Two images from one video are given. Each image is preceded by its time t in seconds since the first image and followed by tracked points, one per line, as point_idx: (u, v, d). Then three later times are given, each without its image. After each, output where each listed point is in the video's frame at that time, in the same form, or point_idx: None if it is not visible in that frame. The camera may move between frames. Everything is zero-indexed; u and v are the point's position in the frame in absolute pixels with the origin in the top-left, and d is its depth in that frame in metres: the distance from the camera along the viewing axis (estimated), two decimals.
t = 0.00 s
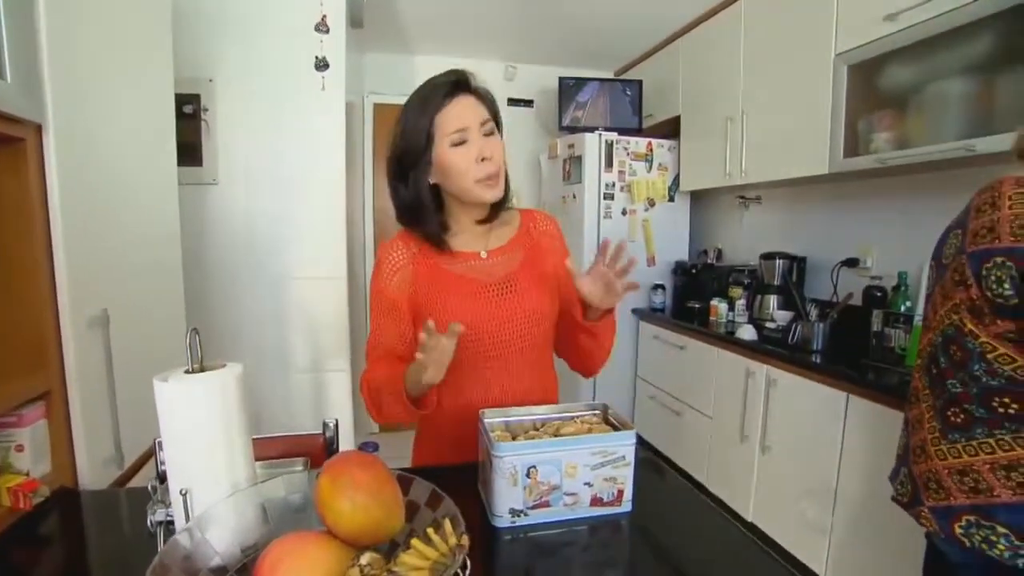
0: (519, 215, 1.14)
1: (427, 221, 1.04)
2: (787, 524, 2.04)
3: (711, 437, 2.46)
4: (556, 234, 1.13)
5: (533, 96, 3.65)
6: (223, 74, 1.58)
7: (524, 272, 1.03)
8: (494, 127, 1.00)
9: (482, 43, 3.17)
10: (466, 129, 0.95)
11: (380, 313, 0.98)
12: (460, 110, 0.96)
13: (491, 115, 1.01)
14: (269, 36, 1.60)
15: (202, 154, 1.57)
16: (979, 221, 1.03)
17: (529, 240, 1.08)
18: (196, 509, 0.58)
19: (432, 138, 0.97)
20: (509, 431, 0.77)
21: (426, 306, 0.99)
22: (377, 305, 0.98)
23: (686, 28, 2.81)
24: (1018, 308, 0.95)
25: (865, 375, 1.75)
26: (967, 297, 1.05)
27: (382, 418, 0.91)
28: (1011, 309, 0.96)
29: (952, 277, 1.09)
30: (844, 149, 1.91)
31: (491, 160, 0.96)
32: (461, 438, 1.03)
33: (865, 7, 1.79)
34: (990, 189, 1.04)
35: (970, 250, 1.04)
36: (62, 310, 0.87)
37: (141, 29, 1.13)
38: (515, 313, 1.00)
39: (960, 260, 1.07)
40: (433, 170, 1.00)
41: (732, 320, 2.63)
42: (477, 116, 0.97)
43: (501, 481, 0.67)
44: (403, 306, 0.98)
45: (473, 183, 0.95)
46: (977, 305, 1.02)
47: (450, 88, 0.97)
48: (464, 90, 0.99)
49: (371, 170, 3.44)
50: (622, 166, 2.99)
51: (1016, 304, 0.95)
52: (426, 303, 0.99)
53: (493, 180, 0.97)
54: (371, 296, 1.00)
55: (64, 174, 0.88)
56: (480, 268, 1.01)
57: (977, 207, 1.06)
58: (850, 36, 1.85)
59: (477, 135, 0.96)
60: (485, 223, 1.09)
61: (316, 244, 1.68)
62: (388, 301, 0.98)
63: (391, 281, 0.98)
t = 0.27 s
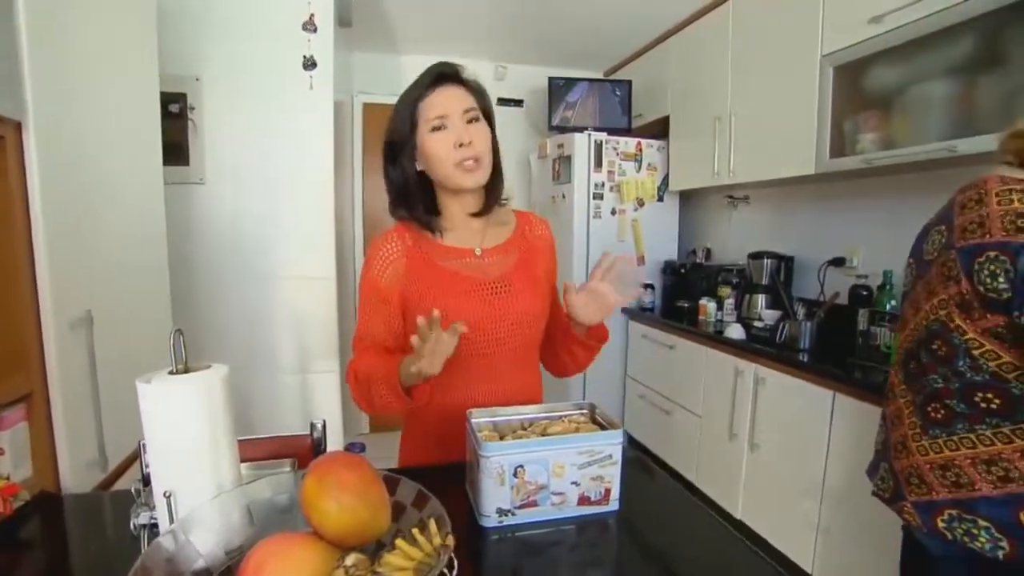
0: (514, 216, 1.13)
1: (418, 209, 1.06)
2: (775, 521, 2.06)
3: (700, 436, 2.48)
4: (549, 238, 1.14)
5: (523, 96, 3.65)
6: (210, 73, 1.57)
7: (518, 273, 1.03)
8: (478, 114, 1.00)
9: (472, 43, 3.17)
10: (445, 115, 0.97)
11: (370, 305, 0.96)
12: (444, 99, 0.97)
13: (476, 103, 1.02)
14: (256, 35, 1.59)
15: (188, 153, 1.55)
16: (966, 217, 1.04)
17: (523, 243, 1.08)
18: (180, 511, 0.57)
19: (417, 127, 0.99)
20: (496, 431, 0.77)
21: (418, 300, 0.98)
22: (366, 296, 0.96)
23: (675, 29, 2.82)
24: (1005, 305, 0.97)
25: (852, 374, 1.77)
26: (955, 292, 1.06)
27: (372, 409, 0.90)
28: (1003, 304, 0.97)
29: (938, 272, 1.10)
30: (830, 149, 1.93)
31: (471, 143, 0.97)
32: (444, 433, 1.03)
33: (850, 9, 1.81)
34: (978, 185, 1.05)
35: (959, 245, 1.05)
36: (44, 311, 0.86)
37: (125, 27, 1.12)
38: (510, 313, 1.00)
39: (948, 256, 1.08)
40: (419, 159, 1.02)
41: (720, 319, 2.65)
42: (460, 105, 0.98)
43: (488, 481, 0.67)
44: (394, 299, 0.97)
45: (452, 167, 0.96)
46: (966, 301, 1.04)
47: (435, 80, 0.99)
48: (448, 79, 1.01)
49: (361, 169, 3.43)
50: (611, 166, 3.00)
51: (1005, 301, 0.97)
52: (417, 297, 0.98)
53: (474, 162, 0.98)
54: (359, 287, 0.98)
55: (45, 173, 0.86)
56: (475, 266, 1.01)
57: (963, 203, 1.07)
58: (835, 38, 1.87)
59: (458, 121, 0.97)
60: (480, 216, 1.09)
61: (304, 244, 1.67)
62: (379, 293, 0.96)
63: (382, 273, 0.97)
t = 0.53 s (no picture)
0: (505, 222, 1.13)
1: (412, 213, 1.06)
2: (760, 517, 2.08)
3: (686, 433, 2.50)
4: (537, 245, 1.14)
5: (511, 96, 3.65)
6: (193, 71, 1.55)
7: (510, 278, 1.03)
8: (474, 125, 1.00)
9: (459, 42, 3.17)
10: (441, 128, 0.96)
11: (365, 302, 0.94)
12: (441, 111, 0.96)
13: (472, 113, 1.01)
14: (241, 32, 1.57)
15: (172, 152, 1.54)
16: (949, 211, 1.06)
17: (514, 250, 1.08)
18: (161, 513, 0.57)
19: (412, 136, 0.98)
20: (481, 431, 0.77)
21: (411, 299, 0.97)
22: (359, 292, 0.93)
23: (662, 29, 2.84)
24: (991, 294, 0.98)
25: (835, 372, 1.79)
26: (938, 285, 1.07)
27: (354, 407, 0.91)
28: (991, 293, 0.98)
29: (921, 265, 1.11)
30: (813, 149, 1.95)
31: (466, 158, 0.97)
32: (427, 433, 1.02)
33: (833, 11, 1.83)
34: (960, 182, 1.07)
35: (943, 237, 1.06)
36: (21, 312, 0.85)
37: (106, 25, 1.10)
38: (503, 317, 1.01)
39: (932, 249, 1.09)
40: (415, 166, 1.01)
41: (706, 318, 2.67)
42: (456, 116, 0.97)
43: (473, 480, 0.67)
44: (389, 297, 0.95)
45: (446, 181, 0.97)
46: (951, 291, 1.04)
47: (433, 88, 0.96)
48: (446, 86, 0.99)
49: (348, 168, 3.42)
50: (598, 165, 3.01)
51: (992, 289, 0.98)
52: (412, 296, 0.97)
53: (468, 177, 0.99)
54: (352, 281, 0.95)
55: (21, 172, 0.85)
56: (470, 269, 1.01)
57: (942, 201, 1.09)
58: (818, 39, 1.89)
59: (454, 135, 0.96)
60: (474, 219, 1.09)
61: (290, 243, 1.66)
62: (375, 290, 0.94)
63: (377, 270, 0.95)
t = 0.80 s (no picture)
0: (498, 223, 1.14)
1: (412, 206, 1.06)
2: (744, 514, 2.10)
3: (672, 432, 2.51)
4: (529, 246, 1.15)
5: (497, 95, 3.65)
6: (175, 69, 1.53)
7: (505, 277, 1.04)
8: (474, 113, 1.02)
9: (445, 41, 3.16)
10: (442, 111, 0.98)
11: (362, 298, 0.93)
12: (443, 98, 0.98)
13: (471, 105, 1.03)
14: (223, 30, 1.55)
15: (153, 151, 1.51)
16: (919, 208, 1.09)
17: (508, 250, 1.08)
18: (139, 516, 0.56)
19: (414, 123, 1.00)
20: (465, 430, 0.77)
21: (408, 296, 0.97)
22: (356, 285, 0.93)
23: (647, 30, 2.86)
24: (962, 285, 1.01)
25: (818, 369, 1.81)
26: (911, 279, 1.09)
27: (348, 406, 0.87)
28: (964, 284, 1.01)
29: (895, 262, 1.12)
30: (796, 150, 1.97)
31: (468, 140, 0.98)
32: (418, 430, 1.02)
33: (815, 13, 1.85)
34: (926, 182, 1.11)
35: (916, 233, 1.08)
36: None
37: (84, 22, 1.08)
38: (497, 317, 1.01)
39: (904, 246, 1.10)
40: (415, 155, 1.02)
41: (692, 316, 2.69)
42: (456, 103, 0.99)
43: (456, 480, 0.67)
44: (385, 294, 0.95)
45: (449, 161, 0.97)
46: (926, 285, 1.06)
47: (432, 79, 1.01)
48: (445, 80, 1.02)
49: (333, 168, 3.39)
50: (585, 165, 3.02)
51: (964, 280, 1.01)
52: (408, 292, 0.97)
53: (471, 158, 0.99)
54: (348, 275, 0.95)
55: None
56: (465, 268, 1.01)
57: (910, 202, 1.12)
58: (800, 41, 1.91)
59: (456, 118, 0.98)
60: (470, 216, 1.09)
61: (275, 243, 1.65)
62: (371, 286, 0.93)
63: (375, 264, 0.94)
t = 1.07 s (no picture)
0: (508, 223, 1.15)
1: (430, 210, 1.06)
2: (730, 511, 2.12)
3: (659, 430, 2.53)
4: (539, 247, 1.16)
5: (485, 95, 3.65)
6: (157, 67, 1.51)
7: (514, 278, 1.05)
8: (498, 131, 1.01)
9: (432, 41, 3.15)
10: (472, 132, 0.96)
11: (376, 299, 0.98)
12: (472, 116, 0.97)
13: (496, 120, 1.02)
14: (206, 28, 1.53)
15: (135, 150, 1.49)
16: (890, 208, 1.11)
17: (517, 251, 1.10)
18: (117, 521, 0.55)
19: (439, 138, 0.98)
20: (450, 431, 0.77)
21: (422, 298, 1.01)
22: (373, 290, 0.98)
23: (633, 31, 2.87)
24: (933, 279, 1.05)
25: (801, 368, 1.83)
26: (886, 276, 1.11)
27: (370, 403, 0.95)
28: (937, 278, 1.04)
29: (869, 259, 1.14)
30: (780, 150, 2.00)
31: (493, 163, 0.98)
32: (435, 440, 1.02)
33: (798, 15, 1.86)
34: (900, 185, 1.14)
35: (888, 231, 1.10)
36: None
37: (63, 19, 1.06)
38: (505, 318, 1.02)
39: (877, 243, 1.13)
40: (436, 168, 1.01)
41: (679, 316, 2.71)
42: (484, 121, 0.98)
43: (440, 481, 0.67)
44: (398, 295, 0.99)
45: (472, 183, 0.97)
46: (901, 280, 1.09)
47: (462, 92, 0.98)
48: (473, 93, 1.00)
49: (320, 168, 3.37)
50: (572, 165, 3.03)
51: (937, 274, 1.04)
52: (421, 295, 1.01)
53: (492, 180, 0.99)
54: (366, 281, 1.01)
55: None
56: (473, 269, 1.03)
57: (880, 203, 1.15)
58: (784, 42, 1.93)
59: (482, 139, 0.97)
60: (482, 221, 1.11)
61: (261, 243, 1.64)
62: (385, 288, 0.98)
63: (388, 270, 0.99)
